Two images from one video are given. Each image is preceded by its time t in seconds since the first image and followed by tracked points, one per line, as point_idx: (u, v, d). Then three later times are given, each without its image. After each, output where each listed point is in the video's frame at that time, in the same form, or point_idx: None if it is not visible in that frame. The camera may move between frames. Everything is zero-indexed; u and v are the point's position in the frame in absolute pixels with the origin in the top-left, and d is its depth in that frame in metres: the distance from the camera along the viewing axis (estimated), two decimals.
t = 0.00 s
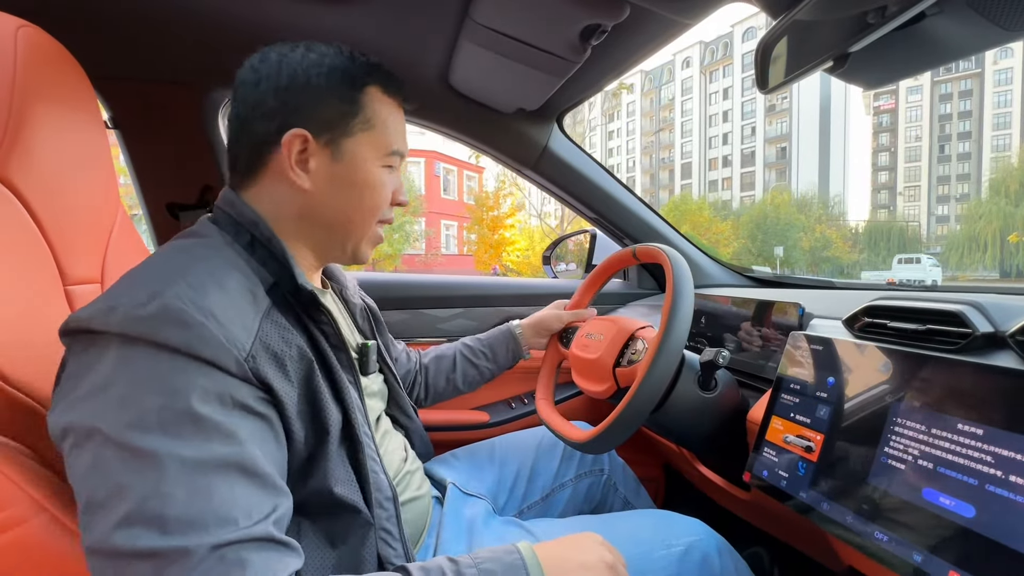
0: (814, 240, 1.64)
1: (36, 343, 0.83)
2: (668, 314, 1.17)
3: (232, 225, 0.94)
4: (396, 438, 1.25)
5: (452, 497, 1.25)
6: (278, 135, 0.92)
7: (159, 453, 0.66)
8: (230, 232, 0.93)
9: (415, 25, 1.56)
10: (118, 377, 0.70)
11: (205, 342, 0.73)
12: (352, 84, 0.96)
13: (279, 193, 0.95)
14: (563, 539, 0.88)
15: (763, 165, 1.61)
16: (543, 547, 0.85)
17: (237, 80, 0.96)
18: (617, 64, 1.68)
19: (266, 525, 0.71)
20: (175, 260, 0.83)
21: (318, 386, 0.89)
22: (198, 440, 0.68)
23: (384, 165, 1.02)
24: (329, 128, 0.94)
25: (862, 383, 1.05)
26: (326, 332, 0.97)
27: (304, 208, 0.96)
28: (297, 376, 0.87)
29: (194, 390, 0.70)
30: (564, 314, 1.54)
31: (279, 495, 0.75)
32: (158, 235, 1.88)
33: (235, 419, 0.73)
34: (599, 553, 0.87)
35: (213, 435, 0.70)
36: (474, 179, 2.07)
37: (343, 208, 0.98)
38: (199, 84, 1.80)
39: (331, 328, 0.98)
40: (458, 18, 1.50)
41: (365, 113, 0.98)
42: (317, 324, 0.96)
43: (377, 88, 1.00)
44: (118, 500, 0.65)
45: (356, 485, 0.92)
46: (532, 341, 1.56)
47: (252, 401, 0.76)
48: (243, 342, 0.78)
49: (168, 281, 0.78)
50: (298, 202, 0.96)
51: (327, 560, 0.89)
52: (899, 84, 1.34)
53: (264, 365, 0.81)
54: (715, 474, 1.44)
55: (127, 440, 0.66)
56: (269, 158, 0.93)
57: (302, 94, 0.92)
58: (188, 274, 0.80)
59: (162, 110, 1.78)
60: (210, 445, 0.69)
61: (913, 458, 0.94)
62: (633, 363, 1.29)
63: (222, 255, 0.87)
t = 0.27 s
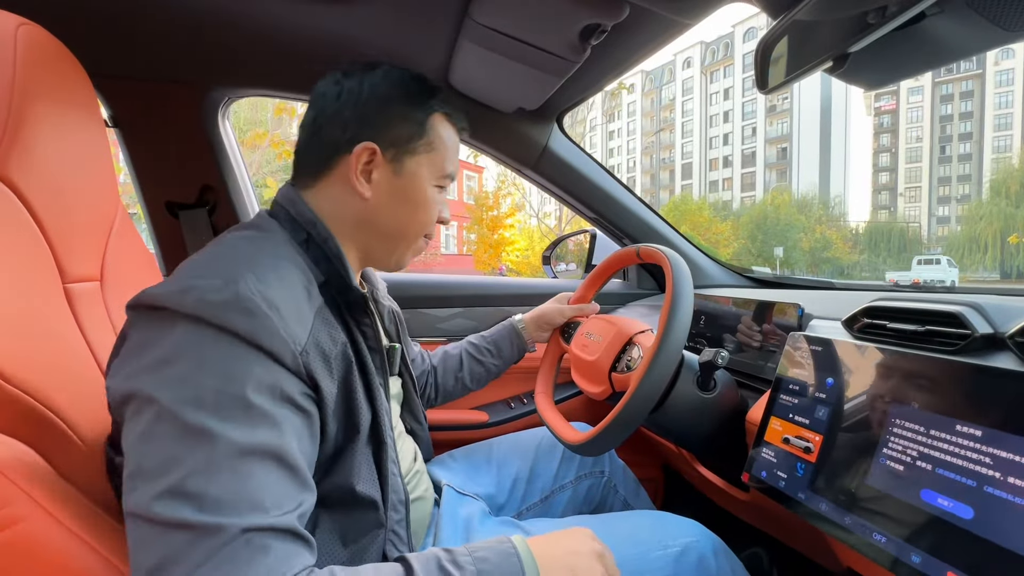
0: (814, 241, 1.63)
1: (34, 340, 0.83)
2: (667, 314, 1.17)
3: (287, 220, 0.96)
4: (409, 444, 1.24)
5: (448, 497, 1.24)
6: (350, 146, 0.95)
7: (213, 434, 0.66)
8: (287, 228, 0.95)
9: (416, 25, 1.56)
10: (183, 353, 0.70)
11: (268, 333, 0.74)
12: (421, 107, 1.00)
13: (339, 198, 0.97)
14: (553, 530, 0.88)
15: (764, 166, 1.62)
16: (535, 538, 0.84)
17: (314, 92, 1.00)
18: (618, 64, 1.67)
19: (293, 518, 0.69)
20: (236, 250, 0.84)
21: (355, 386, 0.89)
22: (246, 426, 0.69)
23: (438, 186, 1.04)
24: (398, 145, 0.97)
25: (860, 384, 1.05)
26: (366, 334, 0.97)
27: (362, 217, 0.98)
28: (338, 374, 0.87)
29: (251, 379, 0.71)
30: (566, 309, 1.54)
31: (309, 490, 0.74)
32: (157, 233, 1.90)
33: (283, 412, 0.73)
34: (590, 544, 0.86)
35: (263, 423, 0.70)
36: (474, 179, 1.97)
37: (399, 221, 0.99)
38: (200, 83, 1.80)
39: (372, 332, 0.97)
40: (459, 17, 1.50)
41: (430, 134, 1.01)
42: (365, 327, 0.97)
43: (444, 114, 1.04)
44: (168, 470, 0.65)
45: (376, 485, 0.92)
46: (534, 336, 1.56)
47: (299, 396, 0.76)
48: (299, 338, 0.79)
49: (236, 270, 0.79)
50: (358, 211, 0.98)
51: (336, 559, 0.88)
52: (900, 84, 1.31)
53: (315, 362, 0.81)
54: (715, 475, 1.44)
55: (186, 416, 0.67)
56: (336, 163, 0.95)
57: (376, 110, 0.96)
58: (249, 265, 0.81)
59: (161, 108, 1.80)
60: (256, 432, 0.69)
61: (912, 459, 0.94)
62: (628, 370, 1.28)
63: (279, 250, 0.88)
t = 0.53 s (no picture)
0: (814, 242, 1.64)
1: (39, 338, 0.83)
2: (673, 311, 1.17)
3: (337, 218, 0.95)
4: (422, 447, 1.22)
5: (448, 498, 1.27)
6: (390, 156, 0.95)
7: (263, 421, 0.67)
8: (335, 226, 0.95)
9: (420, 24, 1.56)
10: (242, 336, 0.71)
11: (322, 330, 0.74)
12: (471, 129, 0.95)
13: (375, 205, 0.96)
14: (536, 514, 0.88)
15: (765, 167, 1.62)
16: (519, 521, 0.84)
17: (384, 103, 1.02)
18: (622, 65, 1.67)
19: (318, 514, 0.70)
20: (290, 243, 0.84)
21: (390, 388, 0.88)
22: (290, 416, 0.69)
23: (477, 210, 0.97)
24: (434, 161, 0.93)
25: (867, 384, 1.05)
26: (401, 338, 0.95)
27: (391, 227, 0.96)
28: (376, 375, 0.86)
29: (302, 372, 0.71)
30: (566, 313, 1.53)
31: (334, 486, 0.74)
32: (160, 231, 1.92)
33: (325, 409, 0.73)
34: (565, 524, 0.86)
35: (306, 415, 0.70)
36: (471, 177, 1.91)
37: (426, 237, 0.96)
38: (203, 81, 1.80)
39: (408, 339, 0.95)
40: (464, 16, 1.50)
41: (474, 156, 0.95)
42: (408, 334, 0.95)
43: (499, 139, 0.97)
44: (214, 447, 0.65)
45: (393, 484, 0.92)
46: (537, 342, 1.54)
47: (340, 395, 0.76)
48: (347, 338, 0.79)
49: (294, 264, 0.79)
50: (388, 220, 0.96)
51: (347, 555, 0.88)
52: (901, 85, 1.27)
53: (360, 364, 0.81)
54: (718, 477, 1.45)
55: (239, 398, 0.67)
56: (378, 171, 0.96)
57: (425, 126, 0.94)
58: (304, 260, 0.81)
59: (165, 108, 1.81)
60: (299, 423, 0.69)
61: (919, 458, 0.94)
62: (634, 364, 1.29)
63: (330, 248, 0.87)
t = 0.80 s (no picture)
0: (814, 246, 1.66)
1: (64, 339, 0.85)
2: (681, 313, 1.19)
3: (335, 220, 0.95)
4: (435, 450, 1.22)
5: (458, 499, 1.28)
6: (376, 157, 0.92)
7: (272, 434, 0.68)
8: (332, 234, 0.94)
9: (429, 30, 1.58)
10: (248, 351, 0.71)
11: (325, 341, 0.74)
12: (458, 125, 0.89)
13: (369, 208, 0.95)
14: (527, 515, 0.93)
15: (764, 171, 1.65)
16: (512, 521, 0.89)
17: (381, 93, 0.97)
18: (628, 71, 1.69)
19: (333, 523, 0.72)
20: (294, 252, 0.83)
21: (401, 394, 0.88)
22: (298, 427, 0.70)
23: (468, 213, 0.92)
24: (416, 162, 0.89)
25: (870, 388, 1.07)
26: (412, 339, 0.95)
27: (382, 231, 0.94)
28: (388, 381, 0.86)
29: (309, 385, 0.72)
30: (570, 321, 1.56)
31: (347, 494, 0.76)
32: (173, 232, 1.94)
33: (332, 419, 0.74)
34: (553, 525, 0.92)
35: (313, 431, 0.71)
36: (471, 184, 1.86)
37: (413, 241, 0.93)
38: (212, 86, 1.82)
39: (418, 338, 0.95)
40: (474, 23, 1.52)
41: (458, 154, 0.89)
42: (417, 339, 0.94)
43: (491, 133, 0.90)
44: (226, 461, 0.67)
45: (403, 488, 0.93)
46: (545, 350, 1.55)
47: (347, 405, 0.77)
48: (352, 348, 0.78)
49: (298, 275, 0.79)
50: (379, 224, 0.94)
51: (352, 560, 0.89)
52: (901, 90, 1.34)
53: (368, 371, 0.81)
54: (725, 478, 1.45)
55: (248, 413, 0.68)
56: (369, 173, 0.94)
57: (411, 123, 0.90)
58: (308, 269, 0.81)
59: (178, 113, 1.83)
60: (308, 435, 0.71)
61: (926, 458, 0.96)
62: (646, 360, 1.31)
63: (338, 255, 0.87)
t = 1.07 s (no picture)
0: (815, 243, 1.64)
1: (44, 337, 0.84)
2: (672, 313, 1.17)
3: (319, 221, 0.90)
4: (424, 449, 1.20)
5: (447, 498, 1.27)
6: (347, 159, 0.85)
7: (278, 436, 0.66)
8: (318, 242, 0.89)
9: (423, 25, 1.56)
10: (233, 363, 0.68)
11: (306, 343, 0.70)
12: (429, 112, 0.80)
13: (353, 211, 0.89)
14: (586, 428, 0.83)
15: (765, 168, 1.63)
16: (569, 445, 0.82)
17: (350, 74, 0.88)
18: (624, 66, 1.67)
19: (365, 505, 0.70)
20: (269, 251, 0.78)
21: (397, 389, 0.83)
22: (304, 426, 0.67)
23: (453, 208, 0.84)
24: (392, 160, 0.82)
25: (864, 387, 1.06)
26: (403, 338, 0.88)
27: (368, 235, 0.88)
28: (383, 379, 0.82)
29: (302, 387, 0.69)
30: (566, 314, 1.53)
31: (375, 479, 0.74)
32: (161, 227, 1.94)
33: (336, 414, 0.71)
34: (615, 447, 0.81)
35: (322, 424, 0.69)
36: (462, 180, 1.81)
37: (402, 244, 0.87)
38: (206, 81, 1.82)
39: (411, 335, 0.88)
40: (466, 17, 1.50)
41: (434, 147, 0.81)
42: (408, 334, 0.88)
43: (468, 115, 0.81)
44: (241, 474, 0.65)
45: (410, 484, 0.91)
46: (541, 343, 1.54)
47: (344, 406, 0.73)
48: (340, 347, 0.74)
49: (274, 275, 0.74)
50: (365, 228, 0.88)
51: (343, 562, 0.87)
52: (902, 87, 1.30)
53: (362, 367, 0.76)
54: (716, 475, 1.42)
55: (248, 424, 0.66)
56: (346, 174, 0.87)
57: (380, 115, 0.81)
58: (287, 267, 0.76)
59: (169, 108, 1.84)
60: (316, 431, 0.68)
61: (915, 460, 0.95)
62: (636, 362, 1.30)
63: (321, 250, 0.82)
